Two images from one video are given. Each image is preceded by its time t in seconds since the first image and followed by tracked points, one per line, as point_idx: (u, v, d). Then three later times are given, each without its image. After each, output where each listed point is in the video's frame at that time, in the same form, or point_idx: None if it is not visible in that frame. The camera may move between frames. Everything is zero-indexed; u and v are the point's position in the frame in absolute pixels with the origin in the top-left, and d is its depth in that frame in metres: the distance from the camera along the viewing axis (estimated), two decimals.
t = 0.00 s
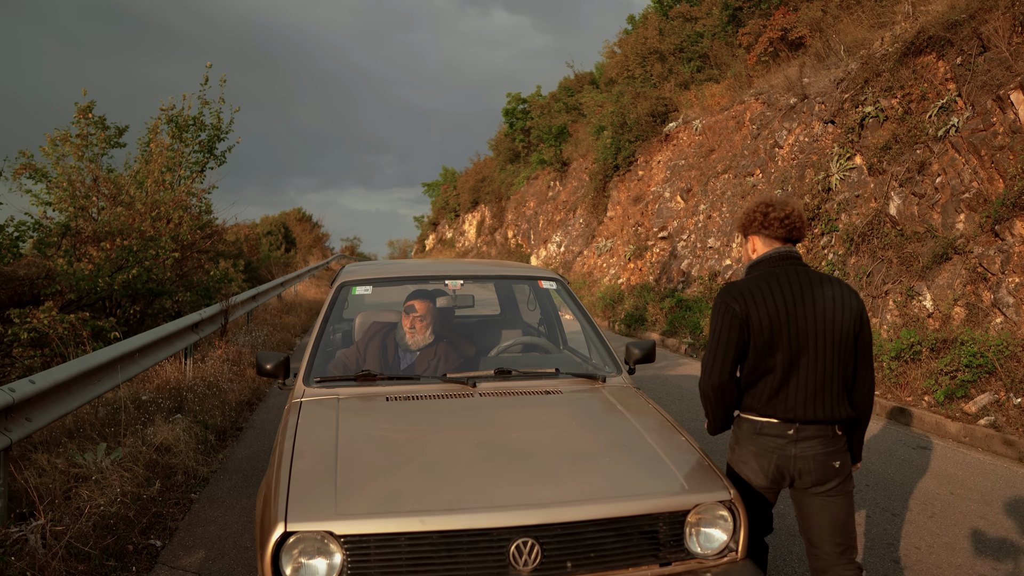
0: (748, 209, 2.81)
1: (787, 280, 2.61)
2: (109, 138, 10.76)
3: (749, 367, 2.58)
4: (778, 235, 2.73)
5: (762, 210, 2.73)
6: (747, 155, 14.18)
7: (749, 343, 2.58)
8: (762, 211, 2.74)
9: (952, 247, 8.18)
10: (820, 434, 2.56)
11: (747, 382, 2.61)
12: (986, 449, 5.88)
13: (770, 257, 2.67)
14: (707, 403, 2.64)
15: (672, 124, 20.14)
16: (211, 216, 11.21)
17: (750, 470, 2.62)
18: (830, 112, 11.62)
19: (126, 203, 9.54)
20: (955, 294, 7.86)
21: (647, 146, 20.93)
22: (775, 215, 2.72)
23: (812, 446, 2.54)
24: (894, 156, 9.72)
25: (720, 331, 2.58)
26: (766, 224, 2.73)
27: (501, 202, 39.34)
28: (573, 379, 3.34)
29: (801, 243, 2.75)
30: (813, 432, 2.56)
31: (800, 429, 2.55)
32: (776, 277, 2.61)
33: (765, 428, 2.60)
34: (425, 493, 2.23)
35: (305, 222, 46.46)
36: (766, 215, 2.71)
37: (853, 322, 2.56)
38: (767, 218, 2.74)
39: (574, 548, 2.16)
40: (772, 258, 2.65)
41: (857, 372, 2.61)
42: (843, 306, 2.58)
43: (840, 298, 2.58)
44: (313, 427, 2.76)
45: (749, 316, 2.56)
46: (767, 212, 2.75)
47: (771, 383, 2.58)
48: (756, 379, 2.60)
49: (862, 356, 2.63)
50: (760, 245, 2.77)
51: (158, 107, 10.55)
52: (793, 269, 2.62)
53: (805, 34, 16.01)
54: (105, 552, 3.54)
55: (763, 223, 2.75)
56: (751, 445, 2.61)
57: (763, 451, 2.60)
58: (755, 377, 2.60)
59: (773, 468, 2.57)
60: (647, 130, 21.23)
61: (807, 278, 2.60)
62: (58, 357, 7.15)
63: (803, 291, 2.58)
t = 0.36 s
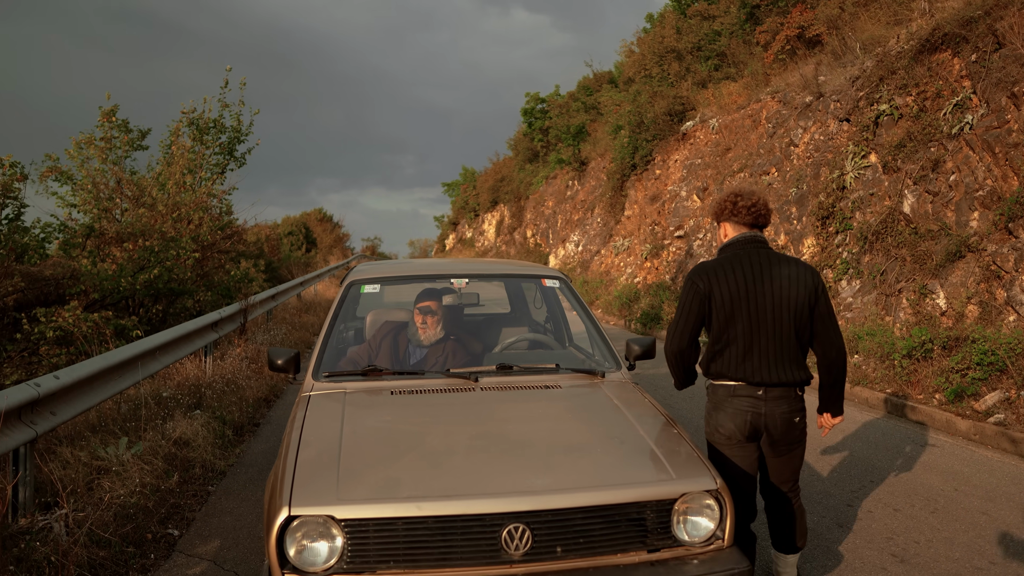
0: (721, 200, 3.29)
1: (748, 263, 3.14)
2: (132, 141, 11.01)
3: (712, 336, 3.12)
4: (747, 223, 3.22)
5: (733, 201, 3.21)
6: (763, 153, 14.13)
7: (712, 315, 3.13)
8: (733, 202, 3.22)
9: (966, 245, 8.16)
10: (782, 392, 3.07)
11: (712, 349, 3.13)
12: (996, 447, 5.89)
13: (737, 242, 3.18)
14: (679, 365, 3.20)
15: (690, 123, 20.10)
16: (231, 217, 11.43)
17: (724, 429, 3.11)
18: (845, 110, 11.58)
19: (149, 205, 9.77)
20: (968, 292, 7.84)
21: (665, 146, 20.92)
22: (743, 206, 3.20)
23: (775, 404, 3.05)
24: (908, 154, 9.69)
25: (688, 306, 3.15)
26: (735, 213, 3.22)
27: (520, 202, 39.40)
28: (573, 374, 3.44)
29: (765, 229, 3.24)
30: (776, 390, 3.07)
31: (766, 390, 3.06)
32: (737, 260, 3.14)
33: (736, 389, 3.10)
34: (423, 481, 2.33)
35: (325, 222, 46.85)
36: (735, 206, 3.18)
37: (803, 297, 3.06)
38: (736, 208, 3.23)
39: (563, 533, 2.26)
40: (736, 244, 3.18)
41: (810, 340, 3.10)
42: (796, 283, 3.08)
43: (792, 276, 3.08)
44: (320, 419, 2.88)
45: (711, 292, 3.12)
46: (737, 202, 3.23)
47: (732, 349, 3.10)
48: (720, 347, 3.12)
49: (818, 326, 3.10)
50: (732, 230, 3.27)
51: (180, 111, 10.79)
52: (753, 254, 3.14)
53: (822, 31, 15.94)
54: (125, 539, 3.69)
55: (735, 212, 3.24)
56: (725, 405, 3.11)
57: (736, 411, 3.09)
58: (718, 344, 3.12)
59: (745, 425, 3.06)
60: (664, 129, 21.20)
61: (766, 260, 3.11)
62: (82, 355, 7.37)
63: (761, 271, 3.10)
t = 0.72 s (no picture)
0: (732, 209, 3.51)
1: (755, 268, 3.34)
2: (159, 145, 11.30)
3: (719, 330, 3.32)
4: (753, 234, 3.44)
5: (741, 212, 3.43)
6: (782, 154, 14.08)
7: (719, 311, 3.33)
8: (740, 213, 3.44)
9: (983, 245, 8.13)
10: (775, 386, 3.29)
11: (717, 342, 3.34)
12: (1008, 447, 5.88)
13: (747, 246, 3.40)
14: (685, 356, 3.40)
15: (710, 124, 20.06)
16: (254, 219, 11.68)
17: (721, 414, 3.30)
18: (864, 110, 11.54)
19: (175, 207, 10.04)
20: (985, 293, 7.80)
21: (686, 146, 20.90)
22: (752, 218, 3.44)
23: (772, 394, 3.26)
24: (926, 155, 9.65)
25: (699, 302, 3.35)
26: (745, 222, 3.45)
27: (543, 203, 39.46)
28: (575, 370, 3.54)
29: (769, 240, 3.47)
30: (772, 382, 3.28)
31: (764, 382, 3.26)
32: (746, 263, 3.34)
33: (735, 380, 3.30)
34: (423, 469, 2.46)
35: (349, 224, 47.33)
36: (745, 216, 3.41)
37: (805, 302, 3.28)
38: (745, 218, 3.46)
39: (555, 520, 2.37)
40: (746, 249, 3.38)
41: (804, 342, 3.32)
42: (800, 288, 3.29)
43: (795, 282, 3.29)
44: (330, 411, 3.02)
45: (720, 290, 3.32)
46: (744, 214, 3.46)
47: (735, 344, 3.30)
48: (723, 342, 3.32)
49: (813, 330, 3.33)
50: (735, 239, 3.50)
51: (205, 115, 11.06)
52: (760, 259, 3.35)
53: (843, 31, 15.86)
54: (147, 527, 3.86)
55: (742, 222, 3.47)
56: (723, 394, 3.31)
57: (737, 398, 3.28)
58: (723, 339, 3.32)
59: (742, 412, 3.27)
60: (685, 130, 21.19)
61: (773, 265, 3.33)
62: (110, 352, 7.61)
63: (768, 275, 3.30)
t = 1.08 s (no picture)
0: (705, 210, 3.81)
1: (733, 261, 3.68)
2: (175, 147, 11.51)
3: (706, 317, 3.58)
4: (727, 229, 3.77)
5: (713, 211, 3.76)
6: (792, 154, 14.07)
7: (707, 300, 3.60)
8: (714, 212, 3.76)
9: (989, 245, 8.14)
10: (754, 367, 3.62)
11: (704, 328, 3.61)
12: (1009, 446, 5.91)
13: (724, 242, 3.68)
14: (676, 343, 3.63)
15: (722, 124, 20.05)
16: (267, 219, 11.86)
17: (700, 397, 3.63)
18: (874, 110, 11.54)
19: (190, 208, 10.24)
20: (991, 293, 7.80)
21: (698, 147, 20.90)
22: (726, 214, 3.75)
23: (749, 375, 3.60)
24: (934, 154, 9.65)
25: (688, 291, 3.61)
26: (721, 221, 3.77)
27: (556, 203, 39.49)
28: (569, 367, 3.64)
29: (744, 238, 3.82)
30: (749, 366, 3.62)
31: (743, 363, 3.60)
32: (726, 256, 3.66)
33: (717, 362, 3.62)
34: (413, 460, 2.57)
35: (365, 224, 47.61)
36: (719, 214, 3.73)
37: (778, 292, 3.64)
38: (720, 217, 3.78)
39: (539, 509, 2.48)
40: (725, 243, 3.69)
41: (777, 327, 3.67)
42: (772, 280, 3.66)
43: (769, 273, 3.65)
44: (328, 405, 3.14)
45: (707, 281, 3.59)
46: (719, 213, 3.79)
47: (720, 329, 3.60)
48: (710, 327, 3.61)
49: (783, 316, 3.70)
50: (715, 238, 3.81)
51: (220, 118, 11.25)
52: (738, 253, 3.68)
53: (855, 30, 15.83)
54: (157, 516, 4.01)
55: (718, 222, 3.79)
56: (704, 376, 3.63)
57: (716, 379, 3.60)
58: (709, 324, 3.61)
59: (722, 395, 3.59)
60: (697, 130, 21.18)
61: (749, 259, 3.67)
62: (125, 350, 7.79)
63: (747, 267, 3.63)
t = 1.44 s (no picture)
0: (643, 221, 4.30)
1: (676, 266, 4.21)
2: (185, 149, 11.69)
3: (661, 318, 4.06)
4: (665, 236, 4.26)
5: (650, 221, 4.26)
6: (797, 154, 14.09)
7: (660, 302, 4.07)
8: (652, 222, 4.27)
9: (989, 245, 8.17)
10: (704, 357, 4.14)
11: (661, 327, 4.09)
12: (1004, 444, 5.97)
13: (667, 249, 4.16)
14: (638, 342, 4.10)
15: (730, 124, 20.08)
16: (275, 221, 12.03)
17: (655, 385, 4.16)
18: (877, 110, 11.57)
19: (199, 209, 10.40)
20: (991, 292, 7.83)
21: (705, 146, 20.92)
22: (660, 223, 4.27)
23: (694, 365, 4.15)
24: (936, 154, 9.67)
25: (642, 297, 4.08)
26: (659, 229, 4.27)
27: (566, 203, 39.55)
28: (558, 365, 3.75)
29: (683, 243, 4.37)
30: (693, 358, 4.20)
31: (695, 355, 4.11)
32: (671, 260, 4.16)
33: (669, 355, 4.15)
34: (400, 453, 2.69)
35: (376, 225, 47.83)
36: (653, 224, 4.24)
37: (720, 287, 4.17)
38: (658, 226, 4.29)
39: (520, 501, 2.58)
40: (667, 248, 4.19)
41: (722, 319, 4.20)
42: (714, 277, 4.18)
43: (710, 271, 4.17)
44: (323, 401, 3.26)
45: (660, 286, 4.07)
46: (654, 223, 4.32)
47: (674, 326, 4.11)
48: (666, 325, 4.10)
49: (726, 308, 4.23)
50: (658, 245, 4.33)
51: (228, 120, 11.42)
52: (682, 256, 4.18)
53: (861, 30, 15.82)
54: (162, 510, 4.14)
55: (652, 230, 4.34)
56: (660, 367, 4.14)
57: (669, 370, 4.11)
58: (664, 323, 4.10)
59: (675, 383, 4.11)
60: (704, 130, 21.19)
61: (692, 261, 4.18)
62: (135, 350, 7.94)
63: (691, 269, 4.14)
